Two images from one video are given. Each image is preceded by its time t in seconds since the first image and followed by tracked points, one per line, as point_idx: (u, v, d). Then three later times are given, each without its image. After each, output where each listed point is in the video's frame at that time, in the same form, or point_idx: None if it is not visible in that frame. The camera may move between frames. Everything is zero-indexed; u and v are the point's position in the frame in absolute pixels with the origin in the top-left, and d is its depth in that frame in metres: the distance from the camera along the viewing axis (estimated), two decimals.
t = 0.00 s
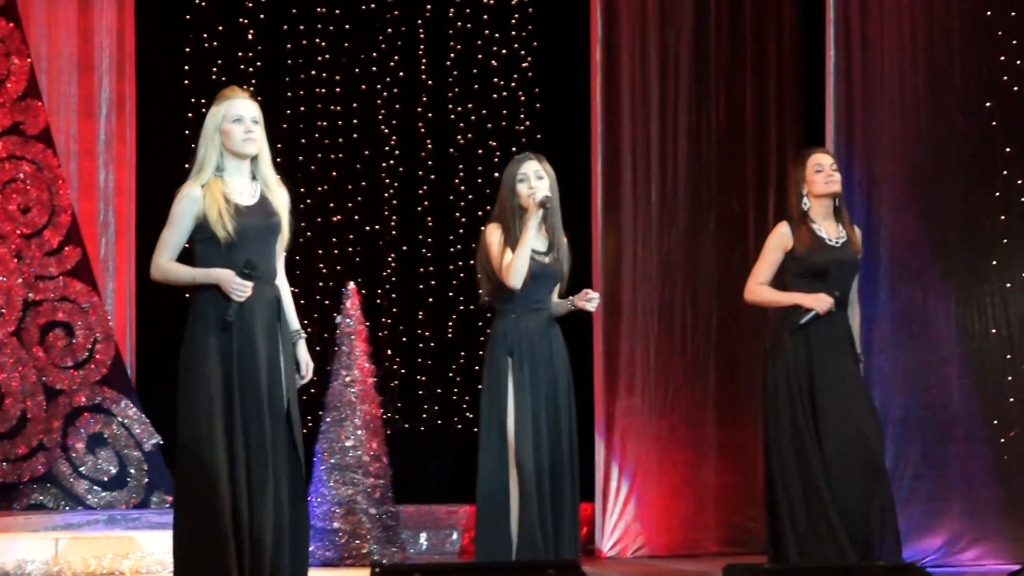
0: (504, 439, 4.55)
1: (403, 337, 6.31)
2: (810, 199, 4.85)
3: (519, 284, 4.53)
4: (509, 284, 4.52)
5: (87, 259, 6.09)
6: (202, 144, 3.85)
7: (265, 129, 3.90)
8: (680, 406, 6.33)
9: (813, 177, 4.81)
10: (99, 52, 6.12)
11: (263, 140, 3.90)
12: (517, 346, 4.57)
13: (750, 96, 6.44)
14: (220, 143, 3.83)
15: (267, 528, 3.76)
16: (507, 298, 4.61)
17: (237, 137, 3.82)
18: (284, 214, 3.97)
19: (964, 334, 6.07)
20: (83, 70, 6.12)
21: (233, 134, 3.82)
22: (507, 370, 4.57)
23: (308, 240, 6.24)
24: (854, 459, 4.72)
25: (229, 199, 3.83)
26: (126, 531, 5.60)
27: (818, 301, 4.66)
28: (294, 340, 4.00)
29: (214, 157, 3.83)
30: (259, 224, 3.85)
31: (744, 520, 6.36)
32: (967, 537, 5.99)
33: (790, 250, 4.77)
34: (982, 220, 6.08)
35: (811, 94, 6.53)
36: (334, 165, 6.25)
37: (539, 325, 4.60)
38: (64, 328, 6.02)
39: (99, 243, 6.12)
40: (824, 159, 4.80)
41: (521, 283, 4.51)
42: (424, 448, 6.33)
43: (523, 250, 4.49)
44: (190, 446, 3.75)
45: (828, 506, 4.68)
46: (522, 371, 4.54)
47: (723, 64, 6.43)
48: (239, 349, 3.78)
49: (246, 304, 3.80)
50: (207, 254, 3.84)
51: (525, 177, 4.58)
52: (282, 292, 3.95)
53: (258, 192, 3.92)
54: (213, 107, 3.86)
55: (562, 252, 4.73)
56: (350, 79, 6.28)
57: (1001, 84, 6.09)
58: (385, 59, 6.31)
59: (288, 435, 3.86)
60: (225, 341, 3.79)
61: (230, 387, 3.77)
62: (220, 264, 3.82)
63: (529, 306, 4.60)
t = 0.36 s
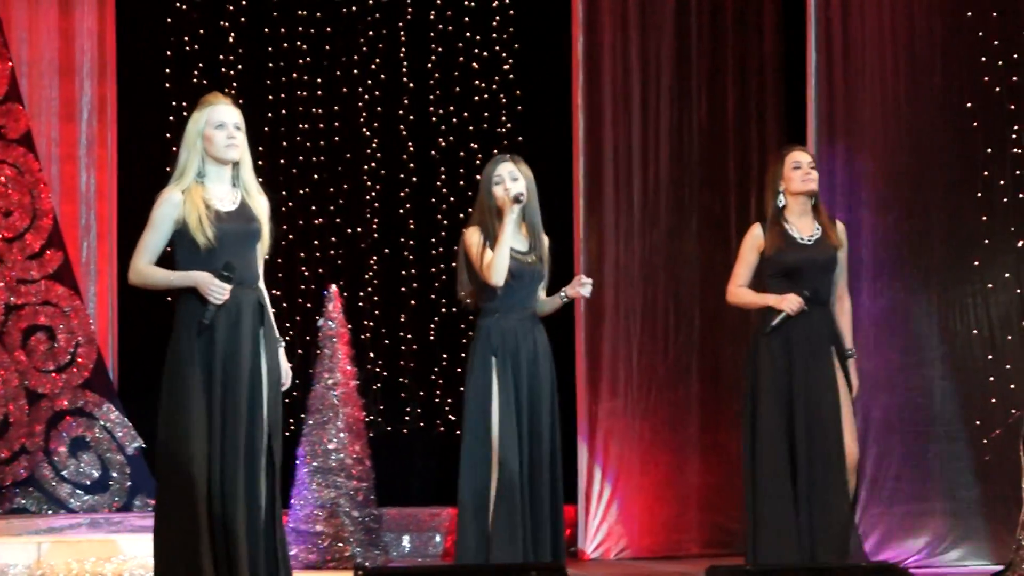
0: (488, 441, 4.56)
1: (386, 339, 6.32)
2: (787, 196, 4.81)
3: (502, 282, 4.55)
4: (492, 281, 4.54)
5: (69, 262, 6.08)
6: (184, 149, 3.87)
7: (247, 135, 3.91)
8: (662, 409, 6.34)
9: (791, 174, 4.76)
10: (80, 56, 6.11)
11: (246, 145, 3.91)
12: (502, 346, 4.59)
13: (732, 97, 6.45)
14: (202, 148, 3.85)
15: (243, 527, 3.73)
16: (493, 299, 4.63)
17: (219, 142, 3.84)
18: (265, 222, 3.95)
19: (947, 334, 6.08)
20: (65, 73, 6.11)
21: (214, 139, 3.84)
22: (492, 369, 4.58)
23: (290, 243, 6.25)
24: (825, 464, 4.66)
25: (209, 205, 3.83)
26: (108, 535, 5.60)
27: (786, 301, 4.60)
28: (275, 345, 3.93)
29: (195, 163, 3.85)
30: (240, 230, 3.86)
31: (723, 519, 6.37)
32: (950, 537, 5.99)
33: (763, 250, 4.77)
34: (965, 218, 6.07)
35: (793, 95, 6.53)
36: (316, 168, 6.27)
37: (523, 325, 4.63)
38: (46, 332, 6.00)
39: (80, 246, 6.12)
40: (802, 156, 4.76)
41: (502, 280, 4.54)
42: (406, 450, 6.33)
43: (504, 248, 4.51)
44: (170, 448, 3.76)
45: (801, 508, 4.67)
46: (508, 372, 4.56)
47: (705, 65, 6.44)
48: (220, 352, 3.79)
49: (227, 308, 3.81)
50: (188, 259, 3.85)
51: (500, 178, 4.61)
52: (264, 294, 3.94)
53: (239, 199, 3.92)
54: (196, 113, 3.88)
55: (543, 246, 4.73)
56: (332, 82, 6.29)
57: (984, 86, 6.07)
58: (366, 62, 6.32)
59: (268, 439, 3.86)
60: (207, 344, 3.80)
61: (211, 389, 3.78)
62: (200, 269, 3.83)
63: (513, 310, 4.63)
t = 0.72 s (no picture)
0: (477, 444, 4.56)
1: (373, 342, 6.32)
2: (778, 203, 4.84)
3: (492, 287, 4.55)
4: (481, 288, 4.54)
5: (56, 263, 6.08)
6: (172, 149, 3.87)
7: (235, 134, 3.91)
8: (650, 412, 6.36)
9: (783, 181, 4.78)
10: (68, 57, 6.12)
11: (234, 144, 3.91)
12: (493, 351, 4.58)
13: (720, 99, 6.46)
14: (190, 147, 3.84)
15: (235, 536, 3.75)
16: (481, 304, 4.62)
17: (207, 140, 3.83)
18: (254, 219, 3.97)
19: (934, 340, 6.07)
20: (53, 75, 6.13)
21: (203, 138, 3.83)
22: (483, 374, 4.58)
23: (277, 245, 6.25)
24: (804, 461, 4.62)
25: (198, 206, 3.82)
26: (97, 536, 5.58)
27: (773, 301, 4.55)
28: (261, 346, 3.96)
29: (183, 162, 3.84)
30: (228, 230, 3.85)
31: (709, 524, 6.38)
32: (935, 542, 6.01)
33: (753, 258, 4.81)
34: (951, 227, 6.07)
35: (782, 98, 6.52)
36: (304, 170, 6.27)
37: (509, 327, 4.61)
38: (34, 333, 6.00)
39: (68, 247, 6.14)
40: (794, 162, 4.77)
41: (492, 287, 4.54)
42: (394, 453, 6.32)
43: (494, 253, 4.51)
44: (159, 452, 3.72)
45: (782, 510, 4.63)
46: (496, 376, 4.56)
47: (694, 69, 6.46)
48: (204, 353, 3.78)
49: (212, 311, 3.80)
50: (176, 260, 3.85)
51: (491, 183, 4.62)
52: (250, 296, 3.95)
53: (227, 197, 3.92)
54: (183, 112, 3.88)
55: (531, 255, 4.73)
56: (320, 84, 6.29)
57: (973, 90, 6.07)
58: (354, 64, 6.32)
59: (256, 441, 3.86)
60: (190, 346, 3.79)
61: (197, 389, 3.78)
62: (189, 270, 3.82)
63: (505, 314, 4.61)
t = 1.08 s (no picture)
0: (475, 444, 4.53)
1: (367, 342, 6.33)
2: (781, 200, 4.87)
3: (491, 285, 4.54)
4: (481, 285, 4.53)
5: (49, 263, 6.09)
6: (166, 155, 3.87)
7: (229, 141, 3.92)
8: (642, 411, 6.37)
9: (786, 179, 4.82)
10: (62, 57, 6.11)
11: (228, 150, 3.92)
12: (488, 351, 4.56)
13: (713, 99, 6.47)
14: (184, 154, 3.85)
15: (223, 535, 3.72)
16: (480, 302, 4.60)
17: (202, 147, 3.84)
18: (247, 228, 3.98)
19: (928, 339, 6.06)
20: (46, 75, 6.12)
21: (197, 145, 3.84)
22: (478, 372, 4.56)
23: (271, 245, 6.26)
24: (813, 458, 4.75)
25: (190, 213, 3.84)
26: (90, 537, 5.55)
27: (789, 299, 4.64)
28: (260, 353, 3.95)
29: (177, 169, 3.85)
30: (220, 238, 3.86)
31: (702, 523, 6.40)
32: (929, 541, 6.01)
33: (757, 254, 4.85)
34: (947, 225, 6.07)
35: (774, 98, 6.54)
36: (297, 171, 6.28)
37: (505, 327, 4.60)
38: (27, 334, 6.00)
39: (62, 248, 6.15)
40: (796, 161, 4.82)
41: (492, 284, 4.53)
42: (387, 454, 6.33)
43: (494, 254, 4.51)
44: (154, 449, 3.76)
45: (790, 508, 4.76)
46: (497, 376, 4.54)
47: (688, 69, 6.46)
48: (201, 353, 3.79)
49: (208, 313, 3.82)
50: (167, 267, 3.85)
51: (491, 182, 4.62)
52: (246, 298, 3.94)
53: (221, 204, 3.93)
54: (178, 118, 3.89)
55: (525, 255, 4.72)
56: (314, 85, 6.30)
57: (965, 91, 6.08)
58: (348, 65, 6.33)
59: (251, 442, 3.85)
60: (188, 346, 3.79)
61: (194, 388, 3.78)
62: (180, 277, 3.83)
63: (501, 314, 4.60)
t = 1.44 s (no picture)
0: (470, 445, 4.52)
1: (364, 343, 6.33)
2: (784, 206, 4.79)
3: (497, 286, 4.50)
4: (487, 286, 4.49)
5: (47, 265, 6.06)
6: (158, 151, 3.87)
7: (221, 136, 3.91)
8: (639, 414, 6.37)
9: (790, 185, 4.74)
10: (60, 58, 6.11)
11: (220, 146, 3.91)
12: (484, 353, 4.55)
13: (711, 103, 6.47)
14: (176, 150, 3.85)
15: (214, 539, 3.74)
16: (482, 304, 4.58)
17: (193, 143, 3.83)
18: (242, 221, 3.97)
19: (925, 343, 6.05)
20: (44, 76, 6.11)
21: (188, 140, 3.84)
22: (474, 376, 4.55)
23: (268, 246, 6.28)
24: (812, 457, 4.66)
25: (184, 207, 3.83)
26: (87, 538, 5.56)
27: (806, 310, 4.58)
28: (247, 348, 3.96)
29: (169, 164, 3.85)
30: (214, 230, 3.86)
31: (700, 527, 6.38)
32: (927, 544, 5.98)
33: (765, 256, 4.74)
34: (943, 228, 6.04)
35: (772, 102, 6.53)
36: (295, 172, 6.29)
37: (500, 329, 4.59)
38: (24, 334, 5.97)
39: (59, 249, 6.14)
40: (801, 167, 4.73)
41: (499, 284, 4.48)
42: (384, 455, 6.34)
43: (501, 256, 4.47)
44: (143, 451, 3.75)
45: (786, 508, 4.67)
46: (490, 377, 4.53)
47: (684, 72, 6.46)
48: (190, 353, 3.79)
49: (199, 310, 3.80)
50: (163, 261, 3.85)
51: (496, 184, 4.59)
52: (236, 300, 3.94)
53: (215, 198, 3.92)
54: (168, 115, 3.88)
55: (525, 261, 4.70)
56: (311, 86, 6.31)
57: (963, 95, 6.04)
58: (345, 66, 6.33)
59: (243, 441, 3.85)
60: (177, 346, 3.79)
61: (182, 389, 3.78)
62: (175, 272, 3.83)
63: (500, 312, 4.59)
